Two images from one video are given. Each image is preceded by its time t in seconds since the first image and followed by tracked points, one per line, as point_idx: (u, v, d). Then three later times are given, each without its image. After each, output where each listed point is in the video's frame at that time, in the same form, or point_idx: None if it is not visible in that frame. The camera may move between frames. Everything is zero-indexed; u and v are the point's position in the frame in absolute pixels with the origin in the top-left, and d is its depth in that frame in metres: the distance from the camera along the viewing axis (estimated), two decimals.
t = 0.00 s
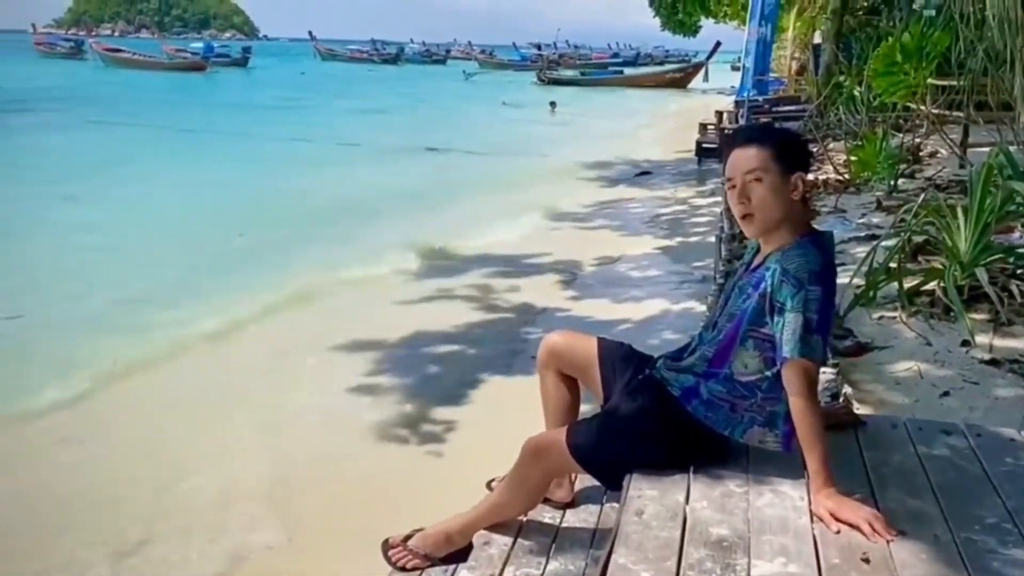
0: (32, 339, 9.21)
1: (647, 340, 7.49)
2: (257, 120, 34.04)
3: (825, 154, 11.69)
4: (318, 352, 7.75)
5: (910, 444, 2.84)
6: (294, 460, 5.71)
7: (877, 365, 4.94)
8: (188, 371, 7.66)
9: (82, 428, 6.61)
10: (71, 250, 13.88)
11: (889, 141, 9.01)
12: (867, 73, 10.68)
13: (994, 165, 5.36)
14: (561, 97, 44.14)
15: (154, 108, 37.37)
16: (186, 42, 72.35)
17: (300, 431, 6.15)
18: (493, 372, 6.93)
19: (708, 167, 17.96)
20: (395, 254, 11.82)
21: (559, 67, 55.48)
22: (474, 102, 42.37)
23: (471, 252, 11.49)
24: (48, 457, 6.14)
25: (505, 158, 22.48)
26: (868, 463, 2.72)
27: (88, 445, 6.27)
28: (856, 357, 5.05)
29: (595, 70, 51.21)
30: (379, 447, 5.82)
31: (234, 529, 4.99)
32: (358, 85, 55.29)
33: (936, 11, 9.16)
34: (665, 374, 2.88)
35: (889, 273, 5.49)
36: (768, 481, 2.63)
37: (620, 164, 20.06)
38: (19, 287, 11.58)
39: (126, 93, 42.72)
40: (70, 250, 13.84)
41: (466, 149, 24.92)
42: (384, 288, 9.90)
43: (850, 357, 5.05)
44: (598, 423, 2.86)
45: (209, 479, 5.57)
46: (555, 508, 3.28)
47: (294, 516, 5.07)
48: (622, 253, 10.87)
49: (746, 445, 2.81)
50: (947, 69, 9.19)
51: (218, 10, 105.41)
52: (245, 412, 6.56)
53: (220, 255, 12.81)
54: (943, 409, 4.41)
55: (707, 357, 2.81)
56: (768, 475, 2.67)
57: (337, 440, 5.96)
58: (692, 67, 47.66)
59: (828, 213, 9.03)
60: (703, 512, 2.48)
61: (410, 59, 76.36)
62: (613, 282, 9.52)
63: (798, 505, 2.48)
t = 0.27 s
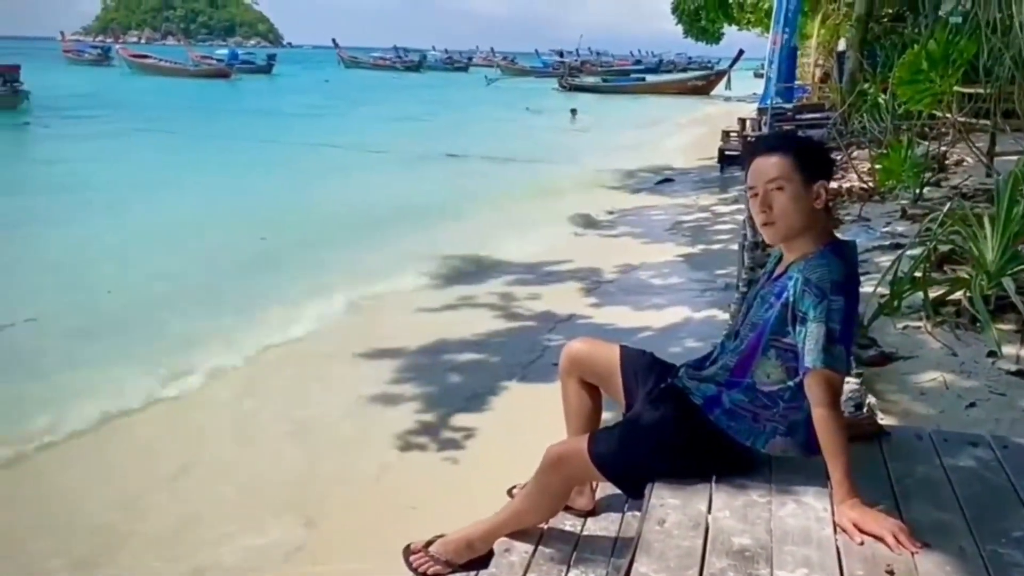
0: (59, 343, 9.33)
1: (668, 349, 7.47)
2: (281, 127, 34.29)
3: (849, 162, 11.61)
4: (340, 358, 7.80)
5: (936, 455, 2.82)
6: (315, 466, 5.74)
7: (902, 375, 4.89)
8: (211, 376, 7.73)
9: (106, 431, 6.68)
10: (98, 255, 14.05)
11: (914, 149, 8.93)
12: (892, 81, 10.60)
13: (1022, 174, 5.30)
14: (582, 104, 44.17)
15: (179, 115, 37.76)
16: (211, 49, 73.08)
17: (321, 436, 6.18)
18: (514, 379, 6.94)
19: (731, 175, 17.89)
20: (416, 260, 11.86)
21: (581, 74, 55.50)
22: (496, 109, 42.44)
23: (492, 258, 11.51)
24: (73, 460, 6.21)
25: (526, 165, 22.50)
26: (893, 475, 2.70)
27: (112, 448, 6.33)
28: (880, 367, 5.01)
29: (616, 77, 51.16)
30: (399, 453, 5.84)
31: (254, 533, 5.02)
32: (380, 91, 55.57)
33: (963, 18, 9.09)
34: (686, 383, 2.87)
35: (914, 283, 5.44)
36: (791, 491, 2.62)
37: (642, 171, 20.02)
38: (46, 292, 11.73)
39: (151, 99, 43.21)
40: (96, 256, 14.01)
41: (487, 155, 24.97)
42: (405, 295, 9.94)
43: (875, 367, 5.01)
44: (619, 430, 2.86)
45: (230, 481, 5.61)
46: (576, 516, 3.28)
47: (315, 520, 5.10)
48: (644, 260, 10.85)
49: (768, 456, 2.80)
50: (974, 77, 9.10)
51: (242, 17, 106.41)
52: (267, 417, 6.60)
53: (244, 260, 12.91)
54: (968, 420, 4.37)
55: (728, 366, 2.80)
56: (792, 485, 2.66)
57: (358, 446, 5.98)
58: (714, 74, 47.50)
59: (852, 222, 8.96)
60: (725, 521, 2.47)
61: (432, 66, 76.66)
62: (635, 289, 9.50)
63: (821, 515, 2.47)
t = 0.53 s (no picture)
0: (82, 348, 9.44)
1: (687, 357, 7.45)
2: (300, 133, 34.51)
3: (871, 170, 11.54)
4: (359, 365, 7.83)
5: (959, 467, 2.79)
6: (333, 473, 5.76)
7: (924, 386, 4.85)
8: (231, 381, 7.79)
9: (127, 436, 6.75)
10: (121, 261, 14.20)
11: (936, 157, 8.86)
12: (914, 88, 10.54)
13: None
14: (601, 110, 44.18)
15: (200, 121, 38.09)
16: (233, 55, 73.71)
17: (340, 443, 6.20)
18: (532, 387, 6.94)
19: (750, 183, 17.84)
20: (434, 267, 11.90)
21: (600, 81, 55.46)
22: (514, 116, 42.52)
23: (510, 265, 11.52)
24: (94, 464, 6.27)
25: (544, 172, 22.52)
26: (915, 486, 2.69)
27: (133, 453, 6.39)
28: (902, 378, 4.96)
29: (635, 85, 51.11)
30: (418, 459, 5.86)
31: (273, 538, 5.05)
32: (399, 98, 55.78)
33: (987, 25, 9.00)
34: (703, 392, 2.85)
35: (936, 292, 5.39)
36: (810, 502, 2.62)
37: (661, 179, 19.97)
38: (70, 298, 11.86)
39: (173, 106, 43.64)
40: (119, 261, 14.15)
41: (505, 162, 25.01)
42: (424, 301, 9.98)
43: (896, 378, 4.97)
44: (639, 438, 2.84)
45: (248, 487, 5.65)
46: (594, 524, 3.20)
47: (333, 527, 5.12)
48: (662, 268, 10.83)
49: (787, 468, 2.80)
50: (998, 85, 9.02)
51: (263, 24, 107.29)
52: (288, 424, 6.63)
53: (264, 266, 13.00)
54: (991, 432, 4.32)
55: (745, 377, 2.79)
56: (813, 497, 2.65)
57: (375, 452, 6.00)
58: (733, 82, 47.40)
59: (873, 231, 8.92)
60: (745, 531, 2.47)
61: (451, 73, 76.91)
62: (653, 297, 9.49)
63: (842, 527, 2.46)
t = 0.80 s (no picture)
0: (101, 353, 9.51)
1: (702, 365, 7.42)
2: (316, 139, 34.67)
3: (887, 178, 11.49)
4: (373, 372, 7.85)
5: (978, 479, 2.77)
6: (347, 479, 5.77)
7: (942, 396, 4.81)
8: (246, 387, 7.82)
9: (143, 440, 6.78)
10: (138, 266, 14.30)
11: (953, 165, 8.79)
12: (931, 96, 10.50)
13: None
14: (616, 117, 44.20)
15: (217, 127, 38.35)
16: (250, 62, 74.21)
17: (354, 450, 6.22)
18: (545, 394, 6.94)
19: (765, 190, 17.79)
20: (448, 273, 11.92)
21: (615, 88, 55.43)
22: (529, 122, 42.53)
23: (524, 272, 11.52)
24: (110, 469, 6.31)
25: (558, 179, 22.52)
26: (933, 497, 2.66)
27: (148, 457, 6.43)
28: (920, 388, 4.92)
29: (649, 91, 51.05)
30: (431, 466, 5.87)
31: (287, 543, 5.07)
32: (414, 105, 55.96)
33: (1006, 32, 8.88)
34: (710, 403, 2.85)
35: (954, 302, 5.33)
36: (826, 514, 2.61)
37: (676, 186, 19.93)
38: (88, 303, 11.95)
39: (190, 112, 43.97)
40: (137, 266, 14.25)
41: (519, 169, 25.02)
42: (438, 308, 10.01)
43: (914, 388, 4.93)
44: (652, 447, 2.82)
45: (263, 493, 5.67)
46: (611, 536, 3.03)
47: (346, 533, 5.13)
48: (677, 275, 10.80)
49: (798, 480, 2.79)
50: (1016, 92, 8.95)
51: (279, 31, 107.93)
52: (303, 430, 6.65)
53: (280, 272, 13.07)
54: (1010, 444, 4.28)
55: (746, 392, 2.79)
56: (830, 509, 2.63)
57: (389, 459, 6.01)
58: (749, 89, 47.26)
59: (890, 239, 8.88)
60: (761, 543, 2.46)
61: (466, 80, 77.09)
62: (667, 304, 9.46)
63: (858, 540, 2.45)
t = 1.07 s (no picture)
0: (120, 360, 9.58)
1: (719, 375, 7.38)
2: (333, 146, 34.82)
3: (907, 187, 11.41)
4: (389, 380, 7.85)
5: (1000, 492, 2.75)
6: (365, 487, 5.78)
7: (964, 409, 4.76)
8: (263, 393, 7.85)
9: (161, 445, 6.82)
10: (157, 272, 14.42)
11: (975, 175, 8.70)
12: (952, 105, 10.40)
13: None
14: (632, 125, 44.14)
15: (236, 134, 38.64)
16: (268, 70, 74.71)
17: (371, 457, 6.23)
18: (562, 403, 6.93)
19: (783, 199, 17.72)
20: (465, 281, 11.93)
21: (631, 95, 55.36)
22: (546, 130, 42.54)
23: (540, 281, 11.52)
24: (128, 475, 6.34)
25: (575, 187, 22.51)
26: (955, 511, 2.65)
27: (165, 463, 6.46)
28: (941, 401, 4.87)
29: (667, 99, 50.94)
30: (448, 474, 5.87)
31: (302, 549, 5.08)
32: (431, 112, 56.12)
33: None
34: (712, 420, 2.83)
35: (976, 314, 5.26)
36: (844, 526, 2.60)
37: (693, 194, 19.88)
38: (108, 310, 12.07)
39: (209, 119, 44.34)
40: (156, 273, 14.36)
41: (536, 176, 25.02)
42: (454, 316, 10.02)
43: (935, 401, 4.88)
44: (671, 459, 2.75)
45: (279, 500, 5.69)
46: (637, 560, 2.93)
47: (363, 540, 5.13)
48: (694, 284, 10.77)
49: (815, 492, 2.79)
50: None
51: (298, 38, 108.61)
52: (321, 437, 6.67)
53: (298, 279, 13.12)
54: None
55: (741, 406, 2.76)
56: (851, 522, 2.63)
57: (406, 467, 6.02)
58: (766, 96, 47.05)
59: (909, 249, 8.82)
60: (781, 557, 2.48)
61: (483, 87, 77.23)
62: (684, 313, 9.43)
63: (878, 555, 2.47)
